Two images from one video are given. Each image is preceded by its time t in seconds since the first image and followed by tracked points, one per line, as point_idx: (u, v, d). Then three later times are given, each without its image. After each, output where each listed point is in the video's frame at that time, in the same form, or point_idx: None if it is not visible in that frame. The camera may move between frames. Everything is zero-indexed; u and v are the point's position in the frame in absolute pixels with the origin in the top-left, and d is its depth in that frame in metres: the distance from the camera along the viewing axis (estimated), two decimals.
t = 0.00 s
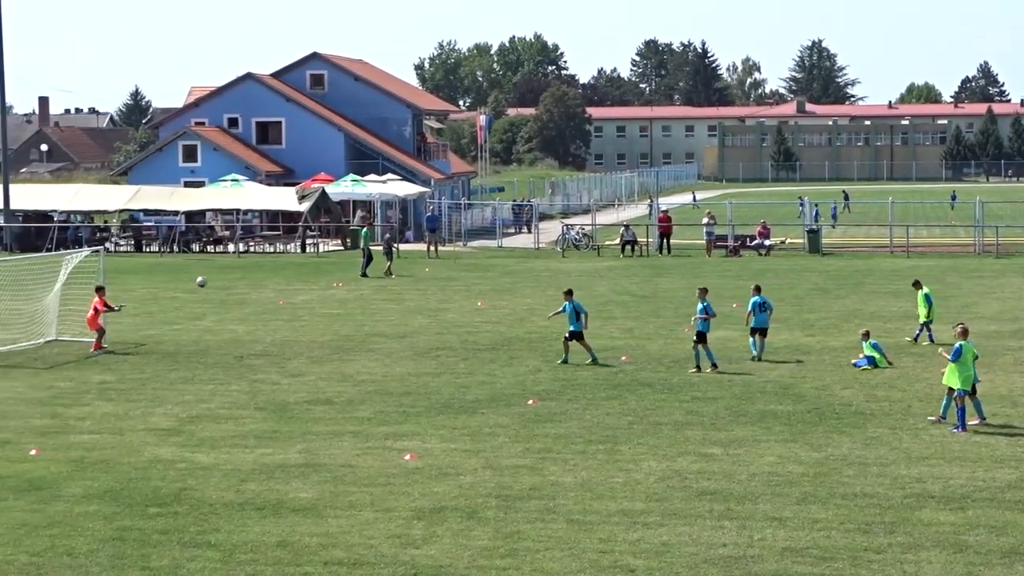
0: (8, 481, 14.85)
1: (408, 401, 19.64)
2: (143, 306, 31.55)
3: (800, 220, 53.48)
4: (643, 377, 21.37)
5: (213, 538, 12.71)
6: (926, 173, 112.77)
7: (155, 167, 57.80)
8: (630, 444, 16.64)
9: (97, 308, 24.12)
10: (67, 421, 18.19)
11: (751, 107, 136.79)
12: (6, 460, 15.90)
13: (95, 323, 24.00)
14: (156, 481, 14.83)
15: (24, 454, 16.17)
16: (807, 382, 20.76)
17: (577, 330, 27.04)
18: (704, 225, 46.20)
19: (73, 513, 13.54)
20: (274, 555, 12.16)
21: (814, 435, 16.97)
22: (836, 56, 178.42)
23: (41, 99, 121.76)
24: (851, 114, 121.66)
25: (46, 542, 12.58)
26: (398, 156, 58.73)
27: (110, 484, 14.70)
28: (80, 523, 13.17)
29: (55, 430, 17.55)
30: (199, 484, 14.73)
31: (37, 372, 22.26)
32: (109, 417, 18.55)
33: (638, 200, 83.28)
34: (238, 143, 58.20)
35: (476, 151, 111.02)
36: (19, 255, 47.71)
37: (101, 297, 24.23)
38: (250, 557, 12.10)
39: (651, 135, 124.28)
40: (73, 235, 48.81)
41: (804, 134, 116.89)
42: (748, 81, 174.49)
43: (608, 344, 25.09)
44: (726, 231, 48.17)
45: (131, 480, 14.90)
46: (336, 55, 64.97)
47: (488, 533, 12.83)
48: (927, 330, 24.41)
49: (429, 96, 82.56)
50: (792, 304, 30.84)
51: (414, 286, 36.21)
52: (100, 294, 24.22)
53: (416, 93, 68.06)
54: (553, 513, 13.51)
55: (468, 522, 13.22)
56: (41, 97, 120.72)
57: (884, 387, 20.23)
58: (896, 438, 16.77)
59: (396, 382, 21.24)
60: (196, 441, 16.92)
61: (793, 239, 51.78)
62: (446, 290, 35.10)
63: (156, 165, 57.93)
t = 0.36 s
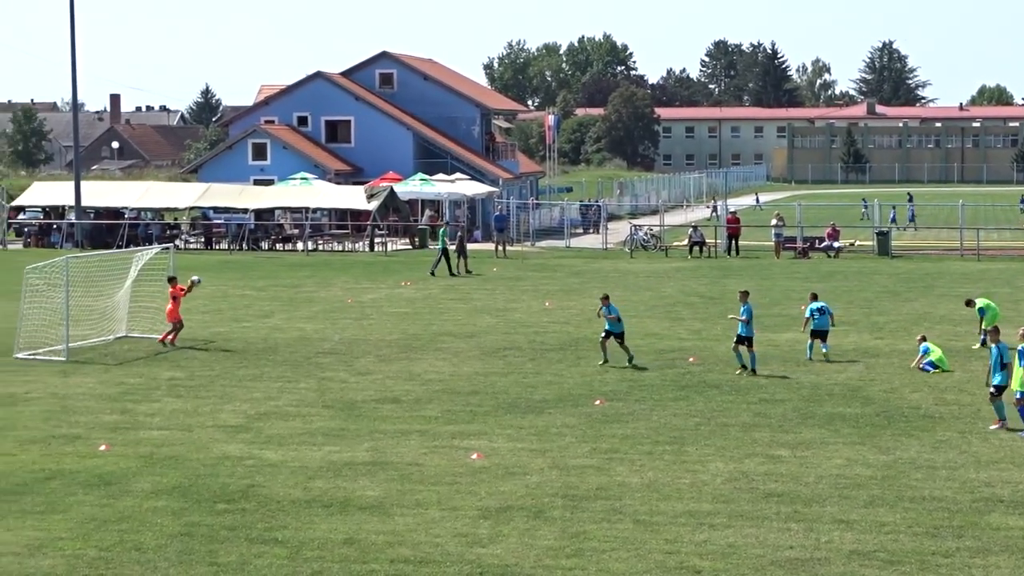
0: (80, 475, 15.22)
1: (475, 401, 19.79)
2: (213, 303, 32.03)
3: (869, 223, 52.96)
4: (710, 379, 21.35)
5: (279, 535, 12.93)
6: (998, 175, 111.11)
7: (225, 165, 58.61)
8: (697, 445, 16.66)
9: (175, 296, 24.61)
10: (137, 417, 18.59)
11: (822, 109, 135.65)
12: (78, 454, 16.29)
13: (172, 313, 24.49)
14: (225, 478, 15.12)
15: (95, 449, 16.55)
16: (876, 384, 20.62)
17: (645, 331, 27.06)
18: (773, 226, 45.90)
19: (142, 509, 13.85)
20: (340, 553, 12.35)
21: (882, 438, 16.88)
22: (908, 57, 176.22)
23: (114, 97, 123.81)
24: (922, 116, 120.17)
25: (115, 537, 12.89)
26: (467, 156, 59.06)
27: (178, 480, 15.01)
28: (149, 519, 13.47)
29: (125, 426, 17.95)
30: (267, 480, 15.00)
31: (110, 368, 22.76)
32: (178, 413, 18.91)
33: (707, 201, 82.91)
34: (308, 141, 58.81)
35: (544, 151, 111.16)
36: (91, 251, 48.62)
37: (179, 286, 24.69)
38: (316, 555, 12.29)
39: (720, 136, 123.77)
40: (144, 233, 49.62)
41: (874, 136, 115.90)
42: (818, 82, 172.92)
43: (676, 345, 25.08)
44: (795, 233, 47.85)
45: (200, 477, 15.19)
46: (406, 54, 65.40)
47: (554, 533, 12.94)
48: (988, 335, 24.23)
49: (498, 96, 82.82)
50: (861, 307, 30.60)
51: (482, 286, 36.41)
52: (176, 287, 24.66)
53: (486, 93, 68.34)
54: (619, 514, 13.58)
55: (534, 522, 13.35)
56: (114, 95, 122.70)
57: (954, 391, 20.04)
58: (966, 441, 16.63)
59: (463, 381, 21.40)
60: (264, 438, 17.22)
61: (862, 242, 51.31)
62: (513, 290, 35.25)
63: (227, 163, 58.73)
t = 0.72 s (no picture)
0: (114, 465, 15.34)
1: (509, 393, 19.81)
2: (249, 294, 32.21)
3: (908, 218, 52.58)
4: (745, 372, 21.28)
5: (313, 526, 12.99)
6: None
7: (264, 157, 58.87)
8: (731, 439, 16.61)
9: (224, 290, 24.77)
10: (172, 407, 18.73)
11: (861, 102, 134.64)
12: (113, 444, 16.44)
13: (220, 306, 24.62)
14: (258, 468, 15.22)
15: (129, 439, 16.69)
16: (913, 379, 20.48)
17: (681, 324, 26.98)
18: (811, 220, 45.65)
19: (176, 499, 13.96)
20: (373, 544, 12.40)
21: (918, 432, 16.76)
22: (949, 51, 174.53)
23: (153, 88, 124.69)
24: (962, 110, 119.11)
25: (149, 526, 13.00)
26: (505, 148, 59.14)
27: (212, 470, 15.12)
28: (183, 509, 13.58)
29: (160, 416, 18.08)
30: (300, 471, 15.07)
31: (146, 358, 22.93)
32: (213, 403, 19.05)
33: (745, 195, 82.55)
34: (346, 134, 58.97)
35: (581, 144, 111.09)
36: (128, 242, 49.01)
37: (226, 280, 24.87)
38: (349, 546, 12.35)
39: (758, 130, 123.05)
40: (181, 224, 49.95)
41: (913, 130, 114.79)
42: (858, 76, 171.72)
43: (712, 338, 25.01)
44: (833, 227, 47.60)
45: (233, 467, 15.30)
46: (444, 46, 65.42)
47: (588, 526, 12.94)
48: None
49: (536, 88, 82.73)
50: (899, 301, 30.39)
51: (518, 278, 36.44)
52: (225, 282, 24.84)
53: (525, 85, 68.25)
54: (653, 507, 13.57)
55: (567, 514, 13.36)
56: (152, 86, 123.53)
57: (990, 386, 19.88)
58: (1002, 437, 16.50)
59: (497, 373, 21.44)
60: (298, 429, 17.30)
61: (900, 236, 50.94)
62: (549, 283, 35.25)
63: (266, 155, 59.00)
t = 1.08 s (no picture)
0: (96, 451, 15.25)
1: (493, 381, 19.76)
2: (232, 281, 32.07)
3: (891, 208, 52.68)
4: (728, 360, 21.29)
5: (295, 513, 12.93)
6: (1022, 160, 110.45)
7: (248, 144, 58.66)
8: (714, 427, 16.60)
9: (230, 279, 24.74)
10: (154, 394, 18.64)
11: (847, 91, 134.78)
12: (95, 431, 16.33)
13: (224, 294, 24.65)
14: (240, 455, 15.15)
15: (112, 426, 16.58)
16: (895, 368, 20.51)
17: (665, 312, 26.97)
18: (795, 209, 45.69)
19: (158, 486, 13.88)
20: (356, 531, 12.36)
21: (901, 421, 16.77)
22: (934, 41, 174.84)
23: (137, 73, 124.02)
24: (947, 100, 119.36)
25: (131, 514, 12.93)
26: (490, 136, 59.03)
27: (195, 457, 15.04)
28: (165, 496, 13.51)
29: (142, 403, 17.97)
30: (283, 458, 15.00)
31: (128, 345, 22.80)
32: (196, 390, 18.96)
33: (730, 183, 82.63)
34: (331, 121, 58.77)
35: (566, 132, 111.02)
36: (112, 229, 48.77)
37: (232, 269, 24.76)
38: (331, 533, 12.29)
39: (743, 118, 123.12)
40: (164, 210, 49.75)
41: (898, 119, 114.85)
42: (843, 65, 172.04)
43: (696, 326, 25.03)
44: (817, 215, 47.67)
45: (216, 454, 15.22)
46: (429, 33, 65.21)
47: (570, 514, 12.91)
48: (1004, 318, 24.08)
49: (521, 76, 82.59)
50: (882, 290, 30.45)
51: (502, 266, 36.39)
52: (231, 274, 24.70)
53: (510, 73, 68.08)
54: (636, 495, 13.55)
55: (550, 502, 13.32)
56: (136, 72, 122.88)
57: (972, 374, 19.94)
58: (984, 426, 16.53)
59: (480, 361, 21.40)
60: (281, 416, 17.23)
61: (883, 225, 51.04)
62: (533, 271, 35.22)
63: (250, 142, 58.79)
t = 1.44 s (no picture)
0: (76, 454, 15.17)
1: (473, 383, 19.77)
2: (212, 283, 31.96)
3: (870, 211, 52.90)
4: (707, 363, 21.34)
5: (275, 516, 12.89)
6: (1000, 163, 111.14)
7: (227, 145, 58.48)
8: (693, 430, 16.62)
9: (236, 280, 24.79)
10: (134, 396, 18.56)
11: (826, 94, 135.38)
12: (74, 433, 16.25)
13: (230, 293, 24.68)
14: (220, 458, 15.09)
15: (91, 428, 16.50)
16: (874, 370, 20.60)
17: (644, 315, 27.02)
18: (774, 212, 45.82)
19: (137, 488, 13.82)
20: (335, 534, 12.32)
21: (880, 424, 16.84)
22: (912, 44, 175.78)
23: (116, 74, 123.57)
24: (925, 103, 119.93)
25: (110, 516, 12.86)
26: (469, 138, 59.04)
27: (174, 459, 14.97)
28: (145, 498, 13.45)
29: (122, 406, 17.90)
30: (263, 461, 14.95)
31: (107, 347, 22.69)
32: (175, 392, 18.88)
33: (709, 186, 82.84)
34: (310, 122, 58.65)
35: (545, 135, 111.19)
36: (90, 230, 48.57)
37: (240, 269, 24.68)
38: (311, 536, 12.26)
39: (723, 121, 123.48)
40: (144, 212, 49.57)
41: (876, 122, 115.41)
42: (822, 68, 172.76)
43: (675, 329, 25.09)
44: (796, 218, 47.83)
45: (196, 456, 15.16)
46: (409, 35, 65.17)
47: (550, 517, 12.91)
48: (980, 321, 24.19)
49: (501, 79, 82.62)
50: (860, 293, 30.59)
51: (482, 268, 36.37)
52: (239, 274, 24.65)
53: (489, 75, 68.08)
54: (615, 498, 13.55)
55: (530, 504, 13.31)
56: (115, 73, 122.43)
57: (950, 377, 20.05)
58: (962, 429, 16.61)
59: (460, 363, 21.41)
60: (261, 418, 17.18)
61: (863, 228, 51.27)
62: (513, 273, 35.23)
63: (229, 144, 58.62)
